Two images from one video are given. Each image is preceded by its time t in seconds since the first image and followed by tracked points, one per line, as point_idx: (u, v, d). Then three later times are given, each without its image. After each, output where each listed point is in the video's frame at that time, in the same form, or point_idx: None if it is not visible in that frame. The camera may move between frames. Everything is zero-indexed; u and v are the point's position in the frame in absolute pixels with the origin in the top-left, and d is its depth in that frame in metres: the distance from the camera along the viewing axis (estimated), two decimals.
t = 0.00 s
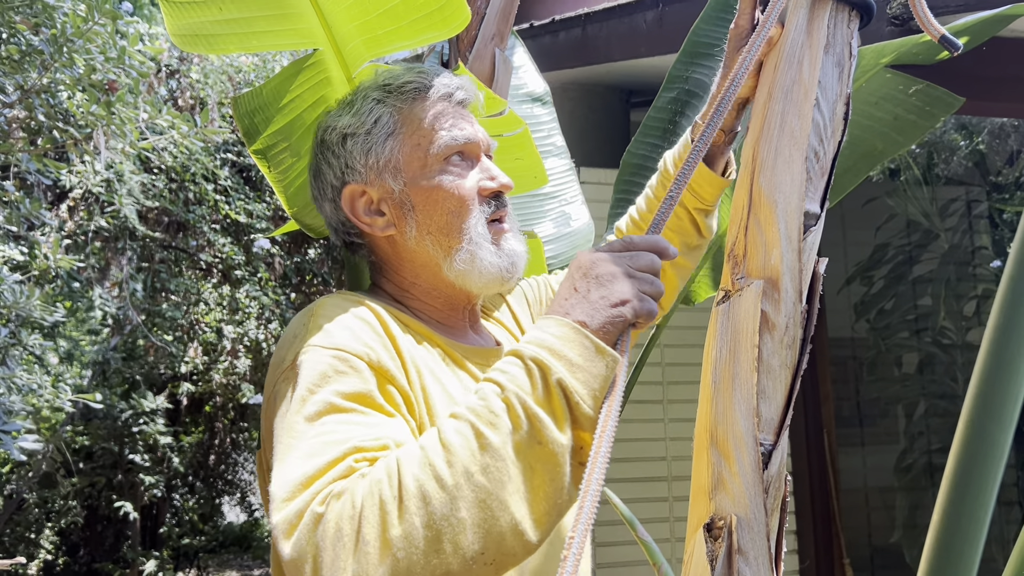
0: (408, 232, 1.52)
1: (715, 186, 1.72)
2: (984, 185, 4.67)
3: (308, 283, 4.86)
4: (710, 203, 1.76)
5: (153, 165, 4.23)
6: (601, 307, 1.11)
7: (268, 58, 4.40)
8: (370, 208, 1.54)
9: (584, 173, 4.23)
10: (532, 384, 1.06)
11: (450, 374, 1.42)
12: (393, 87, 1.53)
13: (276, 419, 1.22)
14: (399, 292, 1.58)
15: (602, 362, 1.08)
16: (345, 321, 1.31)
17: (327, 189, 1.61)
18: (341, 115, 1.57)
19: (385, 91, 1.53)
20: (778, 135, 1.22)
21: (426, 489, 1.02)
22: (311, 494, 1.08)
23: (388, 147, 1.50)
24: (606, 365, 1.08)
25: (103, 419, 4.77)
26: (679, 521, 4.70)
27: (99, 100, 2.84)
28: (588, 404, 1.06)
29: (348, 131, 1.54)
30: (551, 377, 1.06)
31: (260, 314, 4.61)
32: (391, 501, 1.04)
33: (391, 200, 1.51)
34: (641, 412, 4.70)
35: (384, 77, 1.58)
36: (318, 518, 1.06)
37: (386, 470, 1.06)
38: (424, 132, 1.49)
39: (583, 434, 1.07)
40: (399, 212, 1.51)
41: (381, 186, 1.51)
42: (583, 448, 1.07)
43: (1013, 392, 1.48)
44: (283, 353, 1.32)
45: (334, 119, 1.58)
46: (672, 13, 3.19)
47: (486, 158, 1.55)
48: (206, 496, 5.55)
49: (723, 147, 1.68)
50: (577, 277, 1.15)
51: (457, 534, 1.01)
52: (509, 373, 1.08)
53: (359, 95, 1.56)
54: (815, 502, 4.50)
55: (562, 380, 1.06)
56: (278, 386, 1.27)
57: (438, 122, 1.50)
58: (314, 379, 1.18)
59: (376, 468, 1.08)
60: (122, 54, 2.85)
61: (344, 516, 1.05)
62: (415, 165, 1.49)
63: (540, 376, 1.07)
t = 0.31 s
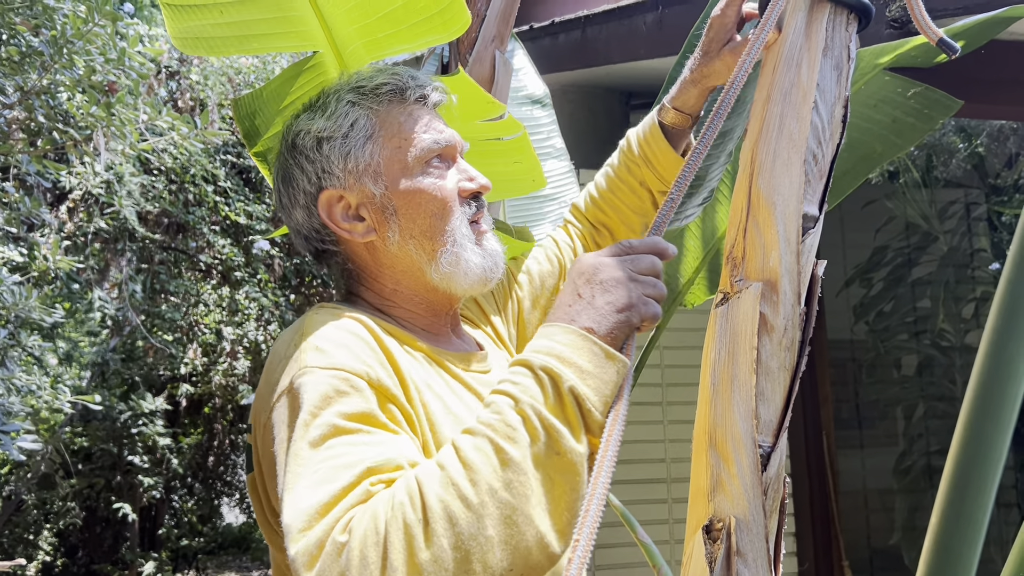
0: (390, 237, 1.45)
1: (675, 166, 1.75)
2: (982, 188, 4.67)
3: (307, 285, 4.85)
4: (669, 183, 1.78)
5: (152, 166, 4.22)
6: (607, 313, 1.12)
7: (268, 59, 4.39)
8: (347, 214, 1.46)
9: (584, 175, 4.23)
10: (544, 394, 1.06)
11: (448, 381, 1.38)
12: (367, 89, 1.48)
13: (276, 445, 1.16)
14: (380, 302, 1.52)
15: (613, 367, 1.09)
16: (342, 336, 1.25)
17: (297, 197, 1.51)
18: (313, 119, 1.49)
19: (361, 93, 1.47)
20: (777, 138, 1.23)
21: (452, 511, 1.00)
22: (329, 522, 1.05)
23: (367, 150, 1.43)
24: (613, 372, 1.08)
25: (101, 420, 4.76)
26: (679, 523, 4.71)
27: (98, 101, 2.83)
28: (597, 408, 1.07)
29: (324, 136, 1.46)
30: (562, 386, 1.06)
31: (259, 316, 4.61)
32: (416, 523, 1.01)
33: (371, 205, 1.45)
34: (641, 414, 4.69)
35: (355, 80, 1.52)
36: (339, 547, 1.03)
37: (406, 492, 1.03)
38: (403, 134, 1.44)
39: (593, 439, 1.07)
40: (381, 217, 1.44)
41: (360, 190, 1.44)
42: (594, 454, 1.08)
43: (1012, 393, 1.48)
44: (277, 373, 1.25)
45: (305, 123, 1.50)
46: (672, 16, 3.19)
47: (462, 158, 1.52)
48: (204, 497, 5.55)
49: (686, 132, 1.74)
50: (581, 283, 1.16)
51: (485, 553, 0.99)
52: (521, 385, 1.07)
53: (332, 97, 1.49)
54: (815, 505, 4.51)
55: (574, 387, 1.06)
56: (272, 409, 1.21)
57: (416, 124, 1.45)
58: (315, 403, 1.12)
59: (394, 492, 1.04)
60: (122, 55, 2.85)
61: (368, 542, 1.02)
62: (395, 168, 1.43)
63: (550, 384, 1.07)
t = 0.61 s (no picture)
0: (389, 239, 1.45)
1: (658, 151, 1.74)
2: (980, 192, 4.66)
3: (305, 288, 4.83)
4: (652, 170, 1.77)
5: (151, 169, 4.21)
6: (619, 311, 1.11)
7: (266, 62, 4.39)
8: (346, 216, 1.45)
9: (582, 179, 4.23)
10: (549, 382, 1.05)
11: (445, 377, 1.37)
12: (366, 88, 1.47)
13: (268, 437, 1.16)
14: (379, 302, 1.52)
15: (618, 367, 1.08)
16: (341, 330, 1.25)
17: (294, 197, 1.50)
18: (310, 118, 1.47)
19: (359, 92, 1.46)
20: (775, 143, 1.23)
21: (447, 494, 0.99)
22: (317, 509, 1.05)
23: (367, 151, 1.42)
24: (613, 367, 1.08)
25: (99, 423, 4.75)
26: (677, 526, 4.71)
27: (97, 104, 2.83)
28: (600, 404, 1.06)
29: (322, 135, 1.44)
30: (564, 377, 1.05)
31: (257, 318, 4.61)
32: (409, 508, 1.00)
33: (370, 207, 1.44)
34: (640, 417, 4.69)
35: (354, 77, 1.51)
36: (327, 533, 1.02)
37: (396, 474, 1.02)
38: (404, 135, 1.43)
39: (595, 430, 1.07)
40: (380, 219, 1.43)
41: (359, 192, 1.43)
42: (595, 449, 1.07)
43: (1011, 397, 1.49)
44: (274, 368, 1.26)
45: (301, 123, 1.48)
46: (670, 19, 3.19)
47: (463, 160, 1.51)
48: (202, 500, 5.53)
49: (671, 118, 1.72)
50: (596, 274, 1.16)
51: (481, 539, 0.98)
52: (522, 373, 1.06)
53: (330, 96, 1.48)
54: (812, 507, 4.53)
55: (581, 383, 1.05)
56: (266, 403, 1.20)
57: (416, 124, 1.44)
58: (311, 394, 1.11)
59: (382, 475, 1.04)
60: (121, 58, 2.85)
61: (358, 528, 1.01)
62: (395, 169, 1.42)
63: (559, 377, 1.05)
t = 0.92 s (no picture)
0: (373, 252, 1.44)
1: (668, 122, 1.70)
2: (975, 195, 4.64)
3: (302, 291, 4.82)
4: (663, 143, 1.72)
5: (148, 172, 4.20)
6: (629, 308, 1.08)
7: (263, 65, 4.39)
8: (334, 228, 1.45)
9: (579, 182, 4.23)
10: (580, 347, 1.00)
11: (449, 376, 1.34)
12: (351, 97, 1.42)
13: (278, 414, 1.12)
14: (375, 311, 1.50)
15: (645, 343, 1.03)
16: (350, 322, 1.23)
17: (293, 205, 1.51)
18: (300, 130, 1.46)
19: (343, 102, 1.42)
20: (773, 149, 1.23)
21: (466, 446, 0.93)
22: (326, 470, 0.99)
23: (347, 167, 1.39)
24: (642, 340, 1.03)
25: (95, 427, 4.77)
26: (674, 530, 4.73)
27: (95, 108, 2.83)
28: (625, 379, 1.01)
29: (306, 150, 1.43)
30: (591, 342, 1.00)
31: (254, 322, 4.59)
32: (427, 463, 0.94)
33: (355, 221, 1.43)
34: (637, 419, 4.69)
35: (344, 83, 1.47)
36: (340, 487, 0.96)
37: (412, 432, 0.96)
38: (382, 149, 1.38)
39: (620, 405, 1.01)
40: (363, 233, 1.43)
41: (343, 207, 1.42)
42: (615, 424, 1.02)
43: (1012, 410, 1.52)
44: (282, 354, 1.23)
45: (293, 134, 1.47)
46: (667, 24, 3.20)
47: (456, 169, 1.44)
48: (198, 504, 5.55)
49: (678, 89, 1.70)
50: (637, 247, 1.12)
51: (501, 495, 0.92)
52: (550, 334, 1.00)
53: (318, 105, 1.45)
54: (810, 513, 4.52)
55: (611, 356, 1.00)
56: (276, 383, 1.17)
57: (398, 135, 1.38)
58: (323, 374, 1.08)
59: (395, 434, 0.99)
60: (118, 63, 2.84)
61: (372, 482, 0.95)
62: (373, 186, 1.39)
63: (589, 342, 1.00)
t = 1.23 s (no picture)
0: (418, 244, 1.32)
1: (668, 99, 1.68)
2: (970, 198, 4.64)
3: (297, 295, 4.87)
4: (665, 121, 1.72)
5: (142, 177, 4.15)
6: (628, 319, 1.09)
7: (258, 70, 4.39)
8: (372, 223, 1.31)
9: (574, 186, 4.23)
10: (681, 244, 0.88)
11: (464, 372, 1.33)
12: (391, 86, 1.34)
13: (321, 371, 1.04)
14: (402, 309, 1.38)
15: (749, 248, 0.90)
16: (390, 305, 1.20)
17: (319, 203, 1.36)
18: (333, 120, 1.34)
19: (384, 91, 1.33)
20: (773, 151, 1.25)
21: (563, 323, 0.83)
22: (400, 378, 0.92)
23: (396, 155, 1.27)
24: (743, 246, 0.90)
25: (89, 431, 4.71)
26: (671, 534, 4.77)
27: (89, 112, 2.82)
28: (727, 280, 0.89)
29: (347, 139, 1.29)
30: (692, 244, 0.88)
31: (249, 326, 4.58)
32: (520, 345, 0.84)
33: (398, 214, 1.30)
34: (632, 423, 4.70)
35: (377, 74, 1.38)
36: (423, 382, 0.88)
37: (501, 320, 0.88)
38: (433, 139, 1.30)
39: (723, 309, 0.89)
40: (409, 225, 1.30)
41: (387, 200, 1.29)
42: (715, 329, 0.89)
43: (1011, 408, 1.52)
44: (321, 327, 1.13)
45: (323, 126, 1.35)
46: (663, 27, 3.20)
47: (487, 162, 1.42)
48: (194, 509, 5.62)
49: (677, 63, 1.65)
50: (735, 156, 0.96)
51: (602, 373, 0.81)
52: (644, 232, 0.89)
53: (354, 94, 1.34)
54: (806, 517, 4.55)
55: (715, 258, 0.88)
56: (312, 351, 1.09)
57: (443, 126, 1.31)
58: (376, 324, 1.04)
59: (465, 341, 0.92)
60: (113, 67, 2.84)
61: (462, 368, 0.86)
62: (424, 175, 1.29)
63: (690, 240, 0.88)
